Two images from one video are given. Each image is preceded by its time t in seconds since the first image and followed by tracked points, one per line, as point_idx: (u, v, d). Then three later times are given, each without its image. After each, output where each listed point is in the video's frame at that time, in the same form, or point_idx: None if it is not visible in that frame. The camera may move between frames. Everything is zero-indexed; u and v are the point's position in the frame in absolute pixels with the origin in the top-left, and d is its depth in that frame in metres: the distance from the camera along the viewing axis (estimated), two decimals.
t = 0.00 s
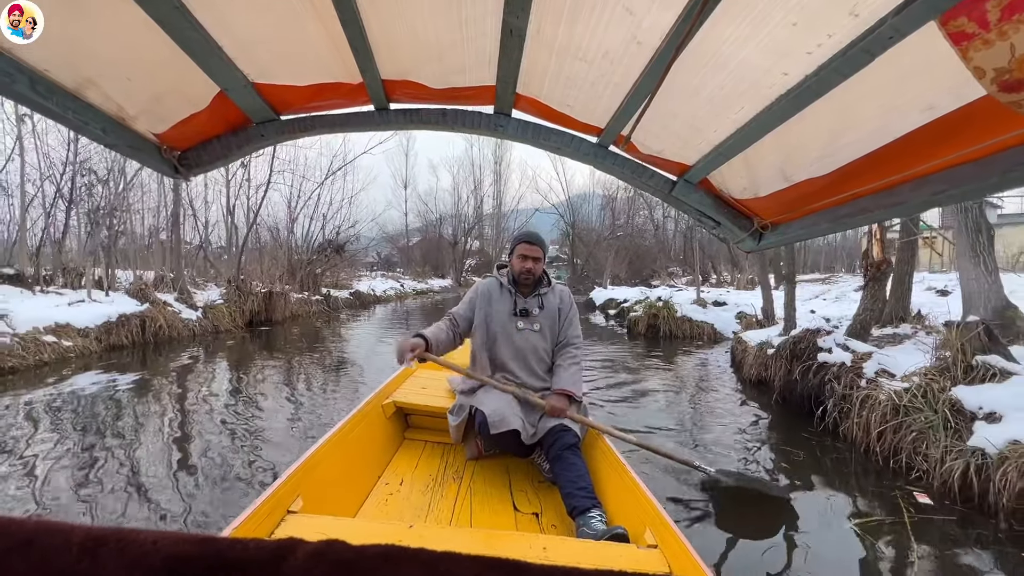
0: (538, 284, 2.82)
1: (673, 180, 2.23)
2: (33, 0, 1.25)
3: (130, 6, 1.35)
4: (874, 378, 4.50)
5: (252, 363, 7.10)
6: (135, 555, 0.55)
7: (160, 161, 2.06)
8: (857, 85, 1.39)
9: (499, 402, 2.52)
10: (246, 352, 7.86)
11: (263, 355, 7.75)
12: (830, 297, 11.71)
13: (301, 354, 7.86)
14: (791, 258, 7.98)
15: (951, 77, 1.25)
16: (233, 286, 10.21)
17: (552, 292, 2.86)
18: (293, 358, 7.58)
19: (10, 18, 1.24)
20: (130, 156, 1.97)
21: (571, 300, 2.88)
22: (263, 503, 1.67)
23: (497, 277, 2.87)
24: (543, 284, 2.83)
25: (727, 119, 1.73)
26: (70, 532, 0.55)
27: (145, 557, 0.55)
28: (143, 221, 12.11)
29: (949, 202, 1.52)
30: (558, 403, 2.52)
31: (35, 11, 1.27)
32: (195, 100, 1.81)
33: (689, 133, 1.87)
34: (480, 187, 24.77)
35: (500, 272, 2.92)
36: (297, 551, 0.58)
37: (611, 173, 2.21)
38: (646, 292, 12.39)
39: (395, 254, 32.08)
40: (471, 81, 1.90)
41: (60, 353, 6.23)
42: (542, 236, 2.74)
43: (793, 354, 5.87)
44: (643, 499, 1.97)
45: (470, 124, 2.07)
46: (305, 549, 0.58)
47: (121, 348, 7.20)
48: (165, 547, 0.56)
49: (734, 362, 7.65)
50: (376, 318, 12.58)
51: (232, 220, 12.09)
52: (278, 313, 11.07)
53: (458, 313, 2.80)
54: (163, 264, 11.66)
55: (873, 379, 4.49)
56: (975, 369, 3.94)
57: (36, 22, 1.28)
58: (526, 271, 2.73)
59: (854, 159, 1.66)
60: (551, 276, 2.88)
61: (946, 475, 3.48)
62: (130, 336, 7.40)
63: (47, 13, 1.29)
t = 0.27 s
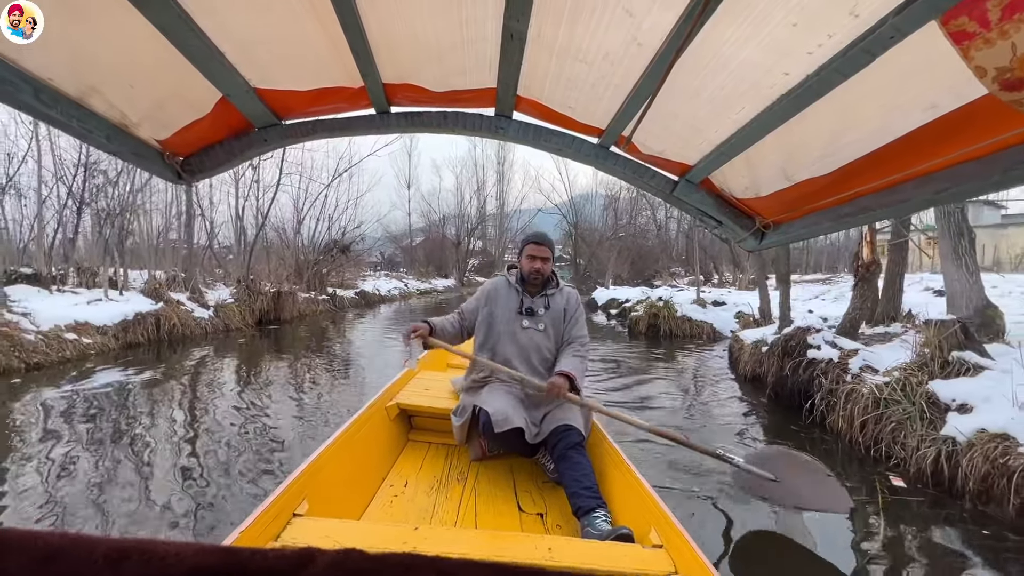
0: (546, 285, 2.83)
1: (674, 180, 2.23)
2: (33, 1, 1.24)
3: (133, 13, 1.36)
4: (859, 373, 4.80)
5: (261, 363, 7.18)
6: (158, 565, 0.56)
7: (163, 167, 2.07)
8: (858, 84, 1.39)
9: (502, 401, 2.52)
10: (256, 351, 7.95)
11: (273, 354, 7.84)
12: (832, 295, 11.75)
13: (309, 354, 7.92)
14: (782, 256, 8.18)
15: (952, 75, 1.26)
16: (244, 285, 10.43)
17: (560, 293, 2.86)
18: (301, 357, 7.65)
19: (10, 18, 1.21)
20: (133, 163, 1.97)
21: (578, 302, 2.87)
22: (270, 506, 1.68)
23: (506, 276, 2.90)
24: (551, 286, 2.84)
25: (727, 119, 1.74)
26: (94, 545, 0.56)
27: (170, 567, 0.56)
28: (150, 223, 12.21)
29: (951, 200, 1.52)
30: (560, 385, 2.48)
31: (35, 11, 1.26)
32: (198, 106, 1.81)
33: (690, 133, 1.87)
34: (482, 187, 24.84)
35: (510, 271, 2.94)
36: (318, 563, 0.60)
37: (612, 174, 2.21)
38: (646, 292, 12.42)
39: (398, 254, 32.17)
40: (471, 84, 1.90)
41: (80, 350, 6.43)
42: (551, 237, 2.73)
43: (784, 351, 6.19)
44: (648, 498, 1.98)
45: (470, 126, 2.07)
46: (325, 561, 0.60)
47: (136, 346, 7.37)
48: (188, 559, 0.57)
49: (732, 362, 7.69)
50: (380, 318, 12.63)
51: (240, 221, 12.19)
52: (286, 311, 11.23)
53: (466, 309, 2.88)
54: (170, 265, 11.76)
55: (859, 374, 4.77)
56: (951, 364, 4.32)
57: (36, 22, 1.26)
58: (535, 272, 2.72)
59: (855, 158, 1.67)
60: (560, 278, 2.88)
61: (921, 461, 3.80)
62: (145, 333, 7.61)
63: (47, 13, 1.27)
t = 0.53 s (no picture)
0: (554, 283, 2.87)
1: (677, 178, 2.23)
2: None
3: (136, 15, 1.36)
4: (846, 369, 5.12)
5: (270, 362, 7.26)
6: (178, 563, 0.57)
7: (166, 168, 2.07)
8: (863, 79, 1.39)
9: (503, 401, 2.52)
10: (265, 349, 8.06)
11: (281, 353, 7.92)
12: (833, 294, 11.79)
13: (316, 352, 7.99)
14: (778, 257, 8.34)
15: (957, 69, 1.25)
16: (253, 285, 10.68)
17: (567, 292, 2.90)
18: (309, 356, 7.71)
19: (10, 18, 1.21)
20: (136, 164, 1.98)
21: (586, 301, 2.89)
22: (276, 506, 1.69)
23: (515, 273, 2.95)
24: (559, 284, 2.87)
25: (731, 116, 1.73)
26: (115, 542, 0.58)
27: (190, 565, 0.57)
28: (156, 224, 12.31)
29: (956, 195, 1.51)
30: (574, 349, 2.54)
31: (34, 10, 1.25)
32: (200, 107, 1.81)
33: (693, 130, 1.86)
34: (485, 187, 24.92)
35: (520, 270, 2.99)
36: (336, 559, 0.61)
37: (614, 172, 2.21)
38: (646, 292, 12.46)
39: (401, 254, 32.27)
40: (473, 83, 1.90)
41: (99, 347, 6.72)
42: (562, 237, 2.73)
43: (776, 347, 6.52)
44: (653, 496, 1.98)
45: (472, 125, 2.07)
46: (344, 558, 0.61)
47: (152, 342, 7.75)
48: (207, 557, 0.58)
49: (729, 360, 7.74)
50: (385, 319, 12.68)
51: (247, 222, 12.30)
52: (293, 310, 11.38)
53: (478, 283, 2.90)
54: (177, 266, 11.86)
55: (846, 369, 5.10)
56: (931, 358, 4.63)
57: (35, 22, 1.25)
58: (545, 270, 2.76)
59: (859, 154, 1.66)
60: (568, 277, 2.92)
61: (899, 450, 4.15)
62: (161, 331, 7.93)
63: (46, 12, 1.26)
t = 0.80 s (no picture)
0: (556, 282, 2.89)
1: (678, 176, 2.23)
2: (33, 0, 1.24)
3: (140, 15, 1.36)
4: (831, 362, 5.25)
5: (278, 359, 7.35)
6: (194, 557, 0.60)
7: (168, 167, 2.07)
8: (864, 77, 1.39)
9: (504, 401, 2.52)
10: (272, 348, 8.17)
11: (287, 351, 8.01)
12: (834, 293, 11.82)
13: (321, 350, 8.06)
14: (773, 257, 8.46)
15: (957, 67, 1.25)
16: (261, 284, 10.86)
17: (568, 290, 2.92)
18: (314, 354, 7.78)
19: (10, 18, 1.22)
20: (140, 164, 1.98)
21: (587, 300, 2.92)
22: (278, 504, 1.70)
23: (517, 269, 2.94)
24: (560, 283, 2.89)
25: (732, 113, 1.73)
26: (132, 538, 0.61)
27: (205, 558, 0.59)
28: (163, 225, 12.42)
29: (956, 191, 1.51)
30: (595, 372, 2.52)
31: (35, 11, 1.26)
32: (202, 106, 1.81)
33: (694, 128, 1.86)
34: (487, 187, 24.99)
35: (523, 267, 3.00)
36: (348, 551, 0.63)
37: (615, 169, 2.21)
38: (644, 290, 12.52)
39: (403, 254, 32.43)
40: (475, 82, 1.91)
41: (115, 344, 7.07)
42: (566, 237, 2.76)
43: (766, 343, 6.69)
44: (654, 494, 1.98)
45: (472, 123, 2.08)
46: (354, 550, 0.63)
47: (165, 340, 8.00)
48: (220, 550, 0.60)
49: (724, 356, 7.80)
50: (388, 317, 12.74)
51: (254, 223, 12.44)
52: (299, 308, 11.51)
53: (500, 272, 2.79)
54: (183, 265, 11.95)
55: (830, 362, 5.23)
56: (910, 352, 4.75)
57: (36, 22, 1.26)
58: (546, 268, 2.78)
59: (859, 152, 1.67)
60: (569, 276, 2.93)
61: (877, 437, 4.29)
62: (172, 328, 8.18)
63: (48, 13, 1.27)
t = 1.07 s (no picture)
0: (556, 282, 2.88)
1: (678, 175, 2.23)
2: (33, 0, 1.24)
3: (139, 9, 1.35)
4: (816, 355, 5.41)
5: (284, 357, 7.39)
6: (190, 554, 0.60)
7: (168, 163, 2.07)
8: (866, 76, 1.39)
9: (501, 404, 2.52)
10: (278, 346, 8.23)
11: (293, 349, 8.05)
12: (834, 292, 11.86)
13: (326, 348, 8.09)
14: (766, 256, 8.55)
15: (960, 66, 1.25)
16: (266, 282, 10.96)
17: (568, 290, 2.91)
18: (319, 352, 7.81)
19: (10, 18, 1.23)
20: (139, 160, 1.98)
21: (587, 301, 2.92)
22: (277, 501, 1.69)
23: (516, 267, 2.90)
24: (560, 283, 2.88)
25: (733, 112, 1.73)
26: (127, 533, 0.61)
27: (199, 556, 0.60)
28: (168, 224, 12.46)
29: (958, 191, 1.51)
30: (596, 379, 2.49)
31: (34, 10, 1.27)
32: (203, 102, 1.81)
33: (695, 126, 1.86)
34: (489, 185, 25.00)
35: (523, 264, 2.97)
36: (344, 547, 0.63)
37: (616, 168, 2.21)
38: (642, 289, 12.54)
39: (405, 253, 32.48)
40: (476, 79, 1.90)
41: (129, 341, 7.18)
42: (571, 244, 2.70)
43: (757, 338, 6.87)
44: (653, 493, 1.98)
45: (473, 121, 2.07)
46: (352, 546, 0.63)
47: (176, 338, 8.08)
48: (216, 547, 0.61)
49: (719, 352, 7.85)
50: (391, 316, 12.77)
51: (259, 223, 12.52)
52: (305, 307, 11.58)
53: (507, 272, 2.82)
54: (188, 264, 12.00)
55: (816, 355, 5.40)
56: (892, 346, 4.90)
57: (36, 22, 1.27)
58: (548, 274, 2.76)
59: (860, 151, 1.66)
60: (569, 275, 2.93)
61: (855, 425, 4.46)
62: (183, 326, 8.27)
63: (47, 14, 1.28)
